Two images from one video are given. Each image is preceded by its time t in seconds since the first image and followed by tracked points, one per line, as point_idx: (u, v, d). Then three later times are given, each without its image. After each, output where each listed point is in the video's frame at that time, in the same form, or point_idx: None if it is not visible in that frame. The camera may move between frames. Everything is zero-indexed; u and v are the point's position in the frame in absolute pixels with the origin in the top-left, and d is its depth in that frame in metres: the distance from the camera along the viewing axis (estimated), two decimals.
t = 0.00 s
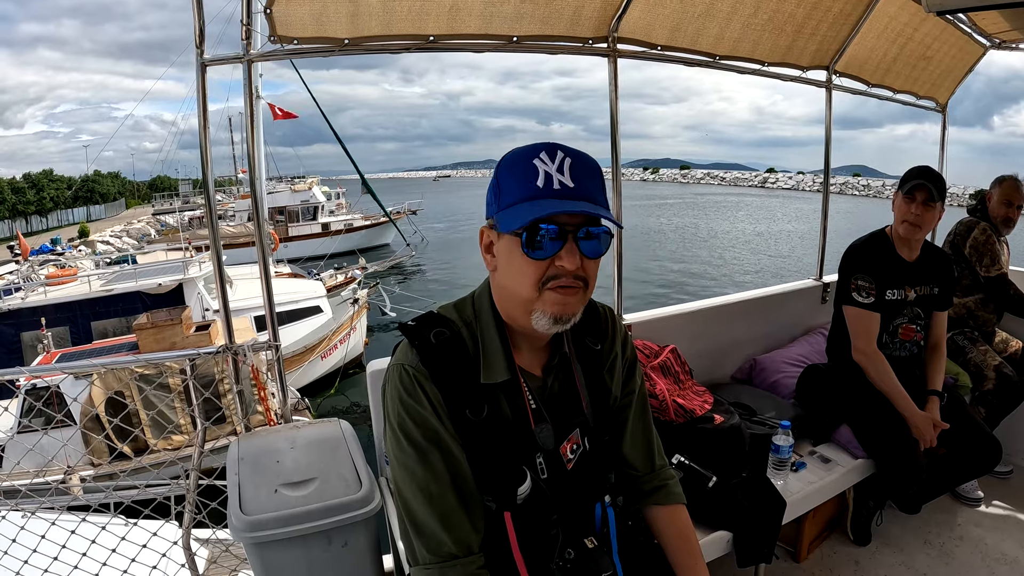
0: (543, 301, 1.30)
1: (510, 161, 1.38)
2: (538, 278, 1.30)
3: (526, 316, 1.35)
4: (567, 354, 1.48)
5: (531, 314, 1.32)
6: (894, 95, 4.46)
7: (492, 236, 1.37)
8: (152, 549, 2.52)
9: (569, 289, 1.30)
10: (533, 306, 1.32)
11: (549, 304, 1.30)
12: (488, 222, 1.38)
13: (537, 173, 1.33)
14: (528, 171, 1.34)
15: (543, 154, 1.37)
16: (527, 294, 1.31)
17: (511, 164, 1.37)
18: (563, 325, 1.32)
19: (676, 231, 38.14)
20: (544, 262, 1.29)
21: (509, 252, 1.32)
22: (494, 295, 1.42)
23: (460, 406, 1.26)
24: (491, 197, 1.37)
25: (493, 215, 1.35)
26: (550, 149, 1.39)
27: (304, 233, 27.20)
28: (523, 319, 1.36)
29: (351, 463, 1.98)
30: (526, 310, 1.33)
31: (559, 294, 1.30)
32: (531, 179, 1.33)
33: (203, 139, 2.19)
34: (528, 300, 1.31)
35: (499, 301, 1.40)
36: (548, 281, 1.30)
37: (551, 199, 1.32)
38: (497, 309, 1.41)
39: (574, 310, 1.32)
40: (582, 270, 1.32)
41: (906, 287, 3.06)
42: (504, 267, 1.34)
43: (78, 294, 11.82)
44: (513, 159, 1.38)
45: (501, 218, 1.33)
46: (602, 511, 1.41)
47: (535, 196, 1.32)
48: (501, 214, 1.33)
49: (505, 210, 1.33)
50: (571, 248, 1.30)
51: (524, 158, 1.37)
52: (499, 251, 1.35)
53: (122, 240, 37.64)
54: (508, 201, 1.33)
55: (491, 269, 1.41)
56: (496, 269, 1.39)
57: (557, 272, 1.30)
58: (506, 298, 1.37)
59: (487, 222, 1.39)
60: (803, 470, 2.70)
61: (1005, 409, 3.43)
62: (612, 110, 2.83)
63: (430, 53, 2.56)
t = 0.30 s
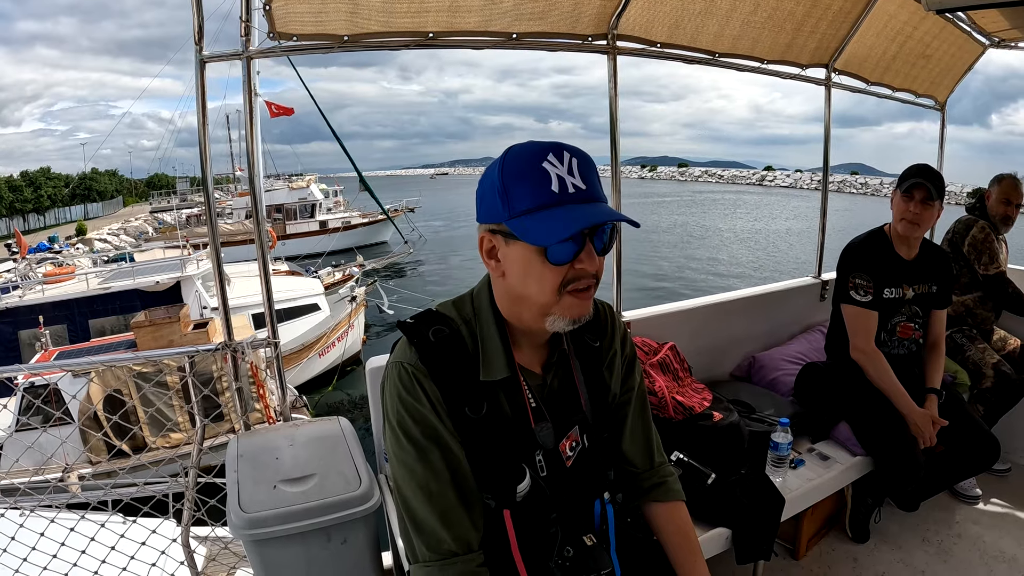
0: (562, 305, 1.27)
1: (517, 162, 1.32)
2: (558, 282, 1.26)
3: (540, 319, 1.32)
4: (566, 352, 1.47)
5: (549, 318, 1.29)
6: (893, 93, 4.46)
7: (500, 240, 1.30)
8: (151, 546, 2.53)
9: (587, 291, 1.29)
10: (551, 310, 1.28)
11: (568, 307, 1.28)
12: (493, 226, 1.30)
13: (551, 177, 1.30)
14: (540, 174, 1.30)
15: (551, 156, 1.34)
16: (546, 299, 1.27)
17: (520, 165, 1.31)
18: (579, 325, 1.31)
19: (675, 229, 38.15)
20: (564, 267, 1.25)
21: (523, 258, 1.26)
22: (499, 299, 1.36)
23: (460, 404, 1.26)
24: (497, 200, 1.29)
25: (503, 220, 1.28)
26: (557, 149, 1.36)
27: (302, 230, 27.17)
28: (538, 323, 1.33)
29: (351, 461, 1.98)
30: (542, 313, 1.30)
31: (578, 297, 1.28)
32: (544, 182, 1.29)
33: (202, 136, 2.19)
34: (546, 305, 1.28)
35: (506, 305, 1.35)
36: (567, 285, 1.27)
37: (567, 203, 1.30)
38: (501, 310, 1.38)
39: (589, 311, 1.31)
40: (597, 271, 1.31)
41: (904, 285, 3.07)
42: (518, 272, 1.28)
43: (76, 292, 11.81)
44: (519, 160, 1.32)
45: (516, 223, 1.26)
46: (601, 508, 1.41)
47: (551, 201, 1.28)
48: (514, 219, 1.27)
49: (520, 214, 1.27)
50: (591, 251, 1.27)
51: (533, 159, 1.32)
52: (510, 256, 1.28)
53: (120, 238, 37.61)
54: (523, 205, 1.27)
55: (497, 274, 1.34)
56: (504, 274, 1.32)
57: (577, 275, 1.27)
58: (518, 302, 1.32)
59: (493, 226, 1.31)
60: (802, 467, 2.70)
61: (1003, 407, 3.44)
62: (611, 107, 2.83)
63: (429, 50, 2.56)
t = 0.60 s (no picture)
0: (559, 299, 1.28)
1: (515, 157, 1.31)
2: (555, 278, 1.26)
3: (536, 314, 1.32)
4: (560, 347, 1.48)
5: (545, 313, 1.29)
6: (888, 89, 4.48)
7: (497, 236, 1.30)
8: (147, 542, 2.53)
9: (584, 286, 1.29)
10: (547, 306, 1.28)
11: (565, 302, 1.28)
12: (489, 222, 1.30)
13: (549, 173, 1.30)
14: (538, 169, 1.29)
15: (549, 151, 1.33)
16: (543, 295, 1.27)
17: (517, 161, 1.30)
18: (575, 320, 1.32)
19: (669, 224, 38.22)
20: (562, 262, 1.25)
21: (521, 253, 1.26)
22: (494, 294, 1.36)
23: (454, 398, 1.26)
24: (494, 195, 1.29)
25: (501, 215, 1.27)
26: (554, 144, 1.35)
27: (295, 225, 27.09)
28: (533, 318, 1.33)
29: (346, 455, 1.99)
30: (538, 308, 1.30)
31: (574, 292, 1.28)
32: (542, 178, 1.29)
33: (197, 131, 2.18)
34: (543, 300, 1.28)
35: (501, 301, 1.35)
36: (565, 280, 1.27)
37: (565, 198, 1.29)
38: (495, 305, 1.38)
39: (585, 305, 1.32)
40: (594, 266, 1.31)
41: (897, 281, 3.09)
42: (515, 268, 1.28)
43: (69, 288, 11.76)
44: (517, 155, 1.31)
45: (513, 219, 1.26)
46: (595, 502, 1.42)
47: (549, 196, 1.27)
48: (512, 214, 1.26)
49: (517, 210, 1.26)
50: (587, 245, 1.28)
51: (530, 154, 1.31)
52: (507, 253, 1.28)
53: (113, 233, 37.43)
54: (521, 201, 1.26)
55: (493, 270, 1.34)
56: (500, 270, 1.32)
57: (574, 270, 1.27)
58: (514, 298, 1.32)
59: (489, 221, 1.30)
60: (796, 461, 2.72)
61: (995, 402, 3.47)
62: (606, 102, 2.83)
63: (424, 45, 2.55)
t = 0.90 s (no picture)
0: (556, 298, 1.28)
1: (515, 155, 1.31)
2: (553, 276, 1.26)
3: (533, 312, 1.32)
4: (555, 344, 1.48)
5: (542, 311, 1.29)
6: (881, 88, 4.50)
7: (495, 233, 1.29)
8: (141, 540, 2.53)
9: (581, 285, 1.30)
10: (544, 304, 1.28)
11: (562, 300, 1.28)
12: (488, 219, 1.29)
13: (548, 171, 1.30)
14: (537, 168, 1.29)
15: (548, 149, 1.33)
16: (540, 293, 1.27)
17: (517, 159, 1.30)
18: (572, 318, 1.32)
19: (662, 220, 38.28)
20: (560, 261, 1.25)
21: (519, 251, 1.26)
22: (492, 291, 1.36)
23: (449, 395, 1.26)
24: (494, 192, 1.28)
25: (500, 212, 1.27)
26: (554, 143, 1.35)
27: (287, 222, 26.97)
28: (530, 315, 1.33)
29: (341, 452, 1.99)
30: (534, 306, 1.30)
31: (572, 290, 1.28)
32: (542, 176, 1.29)
33: (190, 128, 2.17)
34: (540, 298, 1.28)
35: (498, 297, 1.35)
36: (562, 278, 1.27)
37: (564, 197, 1.29)
38: (491, 301, 1.38)
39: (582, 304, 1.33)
40: (591, 265, 1.31)
41: (888, 278, 3.11)
42: (513, 266, 1.28)
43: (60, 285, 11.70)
44: (516, 153, 1.31)
45: (512, 217, 1.25)
46: (590, 499, 1.42)
47: (549, 194, 1.27)
48: (511, 212, 1.26)
49: (516, 208, 1.26)
50: (585, 244, 1.28)
51: (530, 152, 1.31)
52: (506, 250, 1.28)
53: (104, 230, 37.16)
54: (520, 199, 1.26)
55: (490, 267, 1.33)
56: (498, 267, 1.32)
57: (572, 268, 1.27)
58: (510, 295, 1.32)
59: (488, 218, 1.30)
60: (788, 458, 2.74)
61: (986, 399, 3.52)
62: (600, 100, 2.83)
63: (418, 42, 2.55)
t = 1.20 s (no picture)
0: (568, 296, 1.28)
1: (531, 151, 1.30)
2: (566, 274, 1.26)
3: (543, 310, 1.32)
4: (562, 343, 1.48)
5: (553, 309, 1.29)
6: (877, 87, 4.53)
7: (508, 230, 1.28)
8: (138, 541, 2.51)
9: (592, 284, 1.30)
10: (556, 302, 1.28)
11: (574, 299, 1.28)
12: (502, 214, 1.28)
13: (564, 169, 1.29)
14: (553, 165, 1.29)
15: (565, 147, 1.33)
16: (553, 290, 1.26)
17: (533, 155, 1.29)
18: (582, 317, 1.32)
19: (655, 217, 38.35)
20: (574, 259, 1.24)
21: (533, 248, 1.25)
22: (502, 288, 1.35)
23: (459, 395, 1.25)
24: (509, 188, 1.27)
25: (515, 209, 1.26)
26: (570, 141, 1.35)
27: (280, 219, 26.86)
28: (540, 314, 1.32)
29: (342, 453, 1.97)
30: (545, 304, 1.29)
31: (583, 289, 1.28)
32: (558, 174, 1.28)
33: (187, 124, 2.15)
34: (552, 296, 1.27)
35: (508, 294, 1.34)
36: (575, 277, 1.27)
37: (579, 195, 1.29)
38: (500, 299, 1.38)
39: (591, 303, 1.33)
40: (602, 264, 1.31)
41: (886, 275, 3.12)
42: (526, 263, 1.27)
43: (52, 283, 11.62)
44: (532, 149, 1.30)
45: (527, 213, 1.24)
46: (597, 497, 1.42)
47: (565, 192, 1.27)
48: (526, 209, 1.25)
49: (532, 205, 1.25)
50: (598, 243, 1.28)
51: (547, 150, 1.31)
52: (519, 247, 1.27)
53: (94, 227, 36.89)
54: (536, 195, 1.25)
55: (501, 264, 1.32)
56: (509, 264, 1.31)
57: (585, 267, 1.27)
58: (521, 293, 1.31)
59: (502, 214, 1.29)
60: (788, 455, 2.74)
61: (982, 395, 3.56)
62: (601, 97, 2.83)
63: (419, 38, 2.53)
